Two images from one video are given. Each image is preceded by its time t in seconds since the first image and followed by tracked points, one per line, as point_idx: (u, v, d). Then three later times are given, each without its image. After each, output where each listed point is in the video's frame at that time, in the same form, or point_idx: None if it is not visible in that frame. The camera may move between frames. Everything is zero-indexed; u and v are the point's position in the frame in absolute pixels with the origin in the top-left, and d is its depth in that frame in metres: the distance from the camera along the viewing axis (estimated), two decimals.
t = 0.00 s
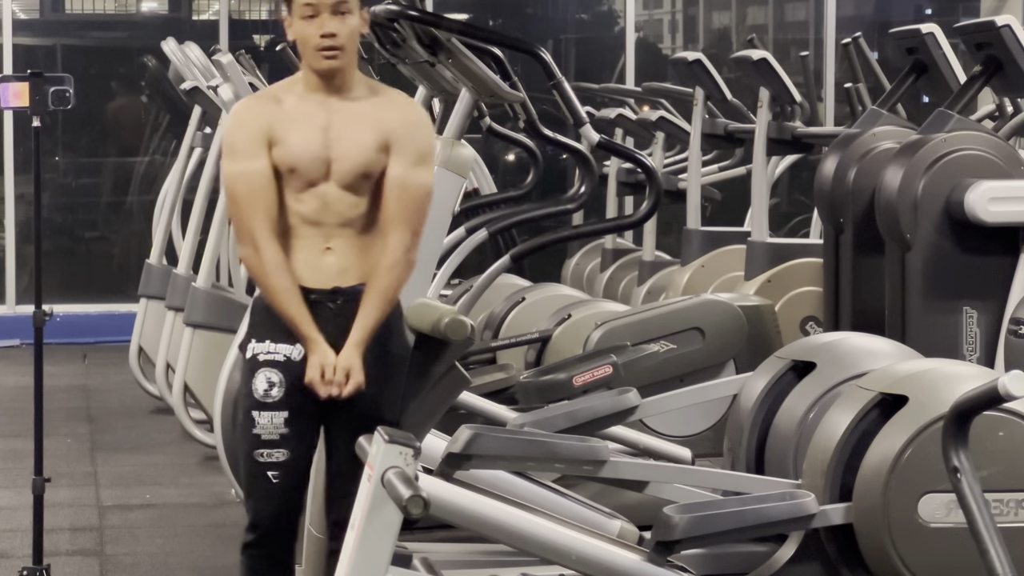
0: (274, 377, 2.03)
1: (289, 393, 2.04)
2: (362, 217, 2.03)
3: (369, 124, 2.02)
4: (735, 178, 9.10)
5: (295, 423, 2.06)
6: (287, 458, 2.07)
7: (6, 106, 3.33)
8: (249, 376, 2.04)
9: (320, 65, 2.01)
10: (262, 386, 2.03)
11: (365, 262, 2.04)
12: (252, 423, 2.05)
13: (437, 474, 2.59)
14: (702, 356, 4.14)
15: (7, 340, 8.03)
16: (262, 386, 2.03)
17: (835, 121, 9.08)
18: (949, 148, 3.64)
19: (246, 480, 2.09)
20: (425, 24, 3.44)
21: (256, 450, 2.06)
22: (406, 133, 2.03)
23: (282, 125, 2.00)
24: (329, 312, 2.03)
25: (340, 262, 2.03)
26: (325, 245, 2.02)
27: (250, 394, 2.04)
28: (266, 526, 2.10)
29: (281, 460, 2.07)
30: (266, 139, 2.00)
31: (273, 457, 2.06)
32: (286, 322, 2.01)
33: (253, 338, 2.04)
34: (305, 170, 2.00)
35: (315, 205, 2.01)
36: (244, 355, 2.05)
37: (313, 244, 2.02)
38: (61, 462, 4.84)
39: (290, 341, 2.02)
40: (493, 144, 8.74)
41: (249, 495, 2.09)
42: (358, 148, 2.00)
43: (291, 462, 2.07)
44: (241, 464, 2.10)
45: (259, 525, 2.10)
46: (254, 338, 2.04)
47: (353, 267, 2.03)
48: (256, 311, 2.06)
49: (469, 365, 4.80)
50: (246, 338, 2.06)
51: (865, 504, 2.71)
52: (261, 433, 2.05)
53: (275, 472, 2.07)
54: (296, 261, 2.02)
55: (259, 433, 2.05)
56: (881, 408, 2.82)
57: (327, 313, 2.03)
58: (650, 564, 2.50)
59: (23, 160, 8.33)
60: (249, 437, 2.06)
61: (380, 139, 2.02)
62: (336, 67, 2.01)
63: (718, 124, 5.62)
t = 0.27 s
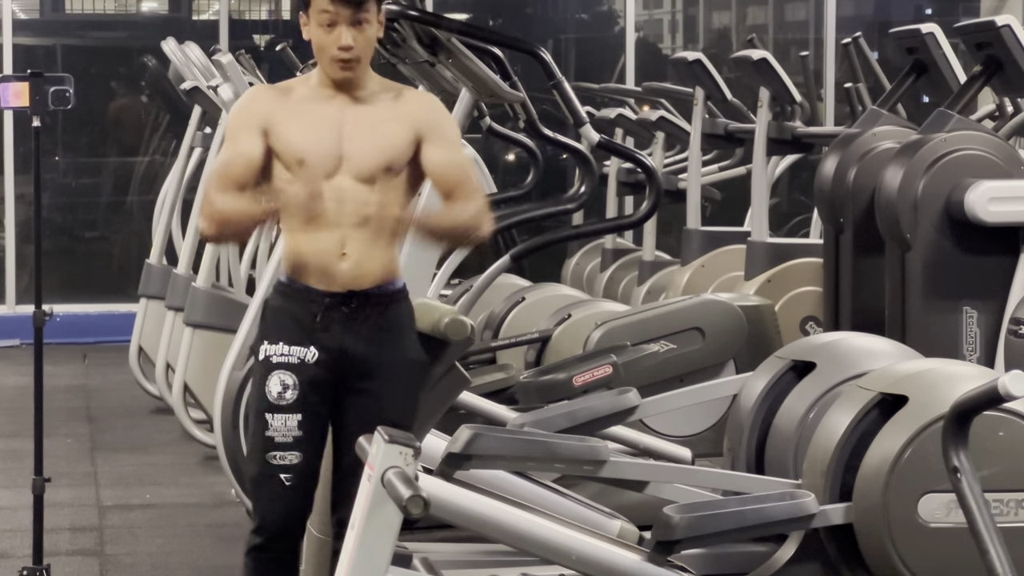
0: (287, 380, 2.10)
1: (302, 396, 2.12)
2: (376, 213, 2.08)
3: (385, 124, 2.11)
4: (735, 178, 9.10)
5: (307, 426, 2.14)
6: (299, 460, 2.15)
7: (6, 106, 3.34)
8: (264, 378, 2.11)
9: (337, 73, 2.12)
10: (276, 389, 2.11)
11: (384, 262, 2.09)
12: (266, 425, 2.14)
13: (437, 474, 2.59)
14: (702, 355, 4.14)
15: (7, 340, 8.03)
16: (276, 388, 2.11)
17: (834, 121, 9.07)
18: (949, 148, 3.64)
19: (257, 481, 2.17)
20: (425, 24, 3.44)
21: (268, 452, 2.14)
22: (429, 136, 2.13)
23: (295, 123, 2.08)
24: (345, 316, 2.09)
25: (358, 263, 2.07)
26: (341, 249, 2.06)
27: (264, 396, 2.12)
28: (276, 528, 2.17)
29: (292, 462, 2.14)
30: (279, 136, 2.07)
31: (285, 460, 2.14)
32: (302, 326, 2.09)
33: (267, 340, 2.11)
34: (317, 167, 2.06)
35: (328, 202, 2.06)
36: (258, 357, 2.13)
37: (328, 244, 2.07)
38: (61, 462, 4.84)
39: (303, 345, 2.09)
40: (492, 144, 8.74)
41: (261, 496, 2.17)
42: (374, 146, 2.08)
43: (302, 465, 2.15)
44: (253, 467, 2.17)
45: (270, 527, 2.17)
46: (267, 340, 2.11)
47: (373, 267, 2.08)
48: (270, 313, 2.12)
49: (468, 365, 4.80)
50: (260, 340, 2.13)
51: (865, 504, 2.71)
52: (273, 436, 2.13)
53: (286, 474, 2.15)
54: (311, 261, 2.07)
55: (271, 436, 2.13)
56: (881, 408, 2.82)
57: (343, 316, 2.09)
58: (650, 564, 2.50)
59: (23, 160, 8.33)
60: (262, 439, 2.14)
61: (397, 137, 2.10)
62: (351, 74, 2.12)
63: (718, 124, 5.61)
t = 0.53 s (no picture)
0: (282, 381, 2.11)
1: (297, 397, 2.12)
2: (373, 210, 2.14)
3: (381, 116, 2.16)
4: (735, 178, 9.10)
5: (302, 428, 2.14)
6: (295, 462, 2.15)
7: (6, 105, 3.34)
8: (258, 379, 2.12)
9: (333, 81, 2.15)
10: (271, 391, 2.12)
11: (382, 263, 2.14)
12: (261, 427, 2.14)
13: (437, 474, 2.59)
14: (702, 356, 4.14)
15: (7, 339, 8.03)
16: (271, 390, 2.12)
17: (834, 122, 9.07)
18: (948, 148, 3.64)
19: (254, 482, 2.17)
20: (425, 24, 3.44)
21: (264, 454, 2.15)
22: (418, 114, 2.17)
23: (294, 116, 2.15)
24: (340, 316, 2.10)
25: (355, 264, 2.11)
26: (338, 250, 2.11)
27: (259, 397, 2.13)
28: (274, 528, 2.18)
29: (288, 463, 2.15)
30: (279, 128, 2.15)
31: (280, 461, 2.15)
32: (297, 326, 2.10)
33: (261, 342, 2.13)
34: (316, 161, 2.13)
35: (326, 194, 2.12)
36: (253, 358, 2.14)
37: (326, 242, 2.11)
38: (61, 462, 4.84)
39: (298, 345, 2.10)
40: (492, 144, 8.74)
41: (258, 497, 2.18)
42: (370, 140, 2.15)
43: (298, 466, 2.16)
44: (250, 468, 2.18)
45: (268, 527, 2.18)
46: (262, 341, 2.12)
47: (368, 267, 2.12)
48: (266, 314, 2.14)
49: (468, 365, 4.80)
50: (255, 341, 2.15)
51: (865, 504, 2.71)
52: (268, 437, 2.14)
53: (282, 476, 2.15)
54: (310, 261, 2.11)
55: (267, 437, 2.14)
56: (881, 408, 2.82)
57: (338, 316, 2.11)
58: (650, 564, 2.49)
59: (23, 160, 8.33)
60: (257, 440, 2.15)
61: (393, 131, 2.16)
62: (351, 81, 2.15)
63: (718, 124, 5.61)
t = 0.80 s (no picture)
0: (278, 382, 2.10)
1: (293, 398, 2.11)
2: (367, 211, 2.14)
3: (377, 113, 2.16)
4: (735, 178, 9.10)
5: (299, 428, 2.13)
6: (293, 462, 2.15)
7: (6, 105, 3.34)
8: (254, 380, 2.11)
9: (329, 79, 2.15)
10: (267, 392, 2.11)
11: (376, 265, 2.14)
12: (258, 427, 2.13)
13: (437, 474, 2.59)
14: (702, 355, 4.14)
15: (7, 339, 8.03)
16: (267, 391, 2.11)
17: (834, 122, 9.07)
18: (948, 148, 3.64)
19: (253, 483, 2.17)
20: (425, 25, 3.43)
21: (261, 454, 2.14)
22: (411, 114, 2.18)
23: (291, 114, 2.16)
24: (334, 317, 2.09)
25: (350, 264, 2.11)
26: (333, 250, 2.11)
27: (256, 398, 2.12)
28: (272, 529, 2.18)
29: (286, 464, 2.15)
30: (277, 126, 2.16)
31: (278, 461, 2.14)
32: (292, 327, 2.09)
33: (257, 342, 2.12)
34: (312, 159, 2.14)
35: (322, 192, 2.13)
36: (249, 359, 2.13)
37: (321, 243, 2.11)
38: (61, 462, 4.84)
39: (293, 346, 2.09)
40: (492, 145, 8.74)
41: (257, 497, 2.17)
42: (365, 138, 2.15)
43: (296, 466, 2.15)
44: (248, 468, 2.18)
45: (266, 527, 2.18)
46: (257, 342, 2.11)
47: (363, 267, 2.12)
48: (262, 314, 2.13)
49: (468, 365, 4.80)
50: (251, 342, 2.14)
51: (865, 504, 2.71)
52: (266, 438, 2.13)
53: (280, 476, 2.15)
54: (305, 261, 2.11)
55: (264, 438, 2.13)
56: (881, 408, 2.82)
57: (333, 317, 2.10)
58: (649, 564, 2.49)
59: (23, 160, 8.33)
60: (255, 441, 2.14)
61: (387, 129, 2.17)
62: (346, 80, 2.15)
63: (718, 124, 5.61)
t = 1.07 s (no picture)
0: (277, 381, 2.09)
1: (292, 396, 2.10)
2: (364, 209, 2.12)
3: (373, 112, 2.12)
4: (735, 178, 9.10)
5: (299, 427, 2.13)
6: (292, 461, 2.14)
7: (6, 106, 3.34)
8: (253, 379, 2.11)
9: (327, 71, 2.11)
10: (266, 391, 2.10)
11: (374, 263, 2.12)
12: (257, 426, 2.13)
13: (437, 474, 2.59)
14: (702, 356, 4.14)
15: (7, 339, 8.03)
16: (265, 389, 2.10)
17: (835, 122, 9.07)
18: (948, 149, 3.64)
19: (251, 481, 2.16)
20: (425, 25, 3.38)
21: (261, 453, 2.13)
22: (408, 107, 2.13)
23: (289, 112, 2.12)
24: (333, 315, 2.09)
25: (348, 263, 2.10)
26: (330, 249, 2.10)
27: (255, 397, 2.11)
28: (272, 528, 2.17)
29: (285, 462, 2.14)
30: (274, 122, 2.13)
31: (277, 460, 2.13)
32: (291, 325, 2.09)
33: (256, 341, 2.11)
34: (309, 159, 2.11)
35: (321, 193, 2.10)
36: (249, 358, 2.13)
37: (319, 242, 2.10)
38: (61, 462, 4.84)
39: (292, 345, 2.08)
40: (492, 144, 8.74)
41: (256, 496, 2.17)
42: (362, 137, 2.12)
43: (295, 464, 2.15)
44: (247, 467, 2.17)
45: (265, 526, 2.17)
46: (256, 341, 2.11)
47: (361, 265, 2.11)
48: (260, 314, 2.12)
49: (468, 365, 4.80)
50: (250, 341, 2.13)
51: (865, 504, 2.71)
52: (265, 437, 2.13)
53: (280, 475, 2.14)
54: (303, 260, 2.10)
55: (263, 437, 2.13)
56: (881, 408, 2.82)
57: (331, 316, 2.09)
58: (649, 564, 2.50)
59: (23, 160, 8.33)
60: (254, 440, 2.14)
61: (384, 128, 2.13)
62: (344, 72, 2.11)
63: (718, 124, 5.61)
